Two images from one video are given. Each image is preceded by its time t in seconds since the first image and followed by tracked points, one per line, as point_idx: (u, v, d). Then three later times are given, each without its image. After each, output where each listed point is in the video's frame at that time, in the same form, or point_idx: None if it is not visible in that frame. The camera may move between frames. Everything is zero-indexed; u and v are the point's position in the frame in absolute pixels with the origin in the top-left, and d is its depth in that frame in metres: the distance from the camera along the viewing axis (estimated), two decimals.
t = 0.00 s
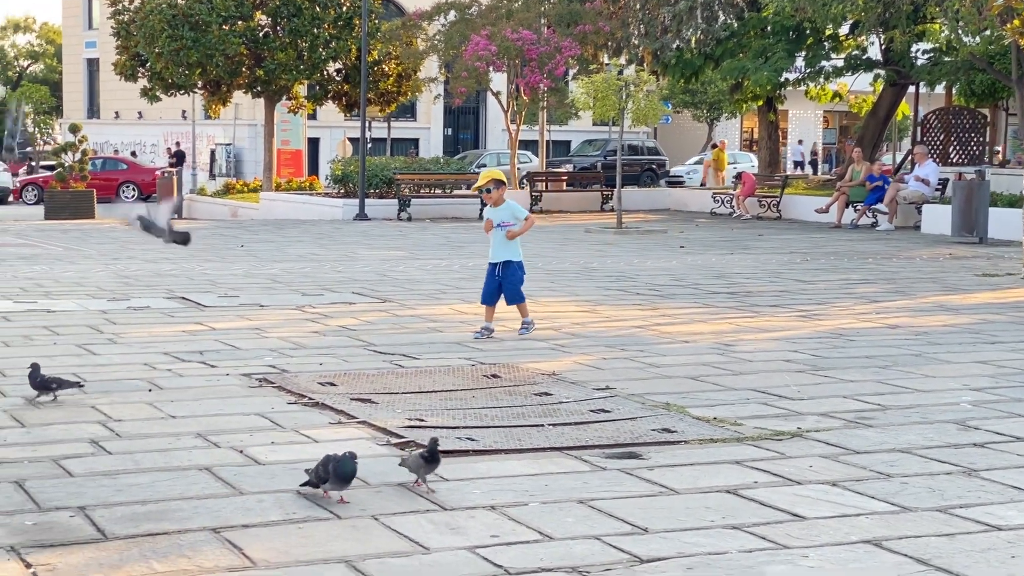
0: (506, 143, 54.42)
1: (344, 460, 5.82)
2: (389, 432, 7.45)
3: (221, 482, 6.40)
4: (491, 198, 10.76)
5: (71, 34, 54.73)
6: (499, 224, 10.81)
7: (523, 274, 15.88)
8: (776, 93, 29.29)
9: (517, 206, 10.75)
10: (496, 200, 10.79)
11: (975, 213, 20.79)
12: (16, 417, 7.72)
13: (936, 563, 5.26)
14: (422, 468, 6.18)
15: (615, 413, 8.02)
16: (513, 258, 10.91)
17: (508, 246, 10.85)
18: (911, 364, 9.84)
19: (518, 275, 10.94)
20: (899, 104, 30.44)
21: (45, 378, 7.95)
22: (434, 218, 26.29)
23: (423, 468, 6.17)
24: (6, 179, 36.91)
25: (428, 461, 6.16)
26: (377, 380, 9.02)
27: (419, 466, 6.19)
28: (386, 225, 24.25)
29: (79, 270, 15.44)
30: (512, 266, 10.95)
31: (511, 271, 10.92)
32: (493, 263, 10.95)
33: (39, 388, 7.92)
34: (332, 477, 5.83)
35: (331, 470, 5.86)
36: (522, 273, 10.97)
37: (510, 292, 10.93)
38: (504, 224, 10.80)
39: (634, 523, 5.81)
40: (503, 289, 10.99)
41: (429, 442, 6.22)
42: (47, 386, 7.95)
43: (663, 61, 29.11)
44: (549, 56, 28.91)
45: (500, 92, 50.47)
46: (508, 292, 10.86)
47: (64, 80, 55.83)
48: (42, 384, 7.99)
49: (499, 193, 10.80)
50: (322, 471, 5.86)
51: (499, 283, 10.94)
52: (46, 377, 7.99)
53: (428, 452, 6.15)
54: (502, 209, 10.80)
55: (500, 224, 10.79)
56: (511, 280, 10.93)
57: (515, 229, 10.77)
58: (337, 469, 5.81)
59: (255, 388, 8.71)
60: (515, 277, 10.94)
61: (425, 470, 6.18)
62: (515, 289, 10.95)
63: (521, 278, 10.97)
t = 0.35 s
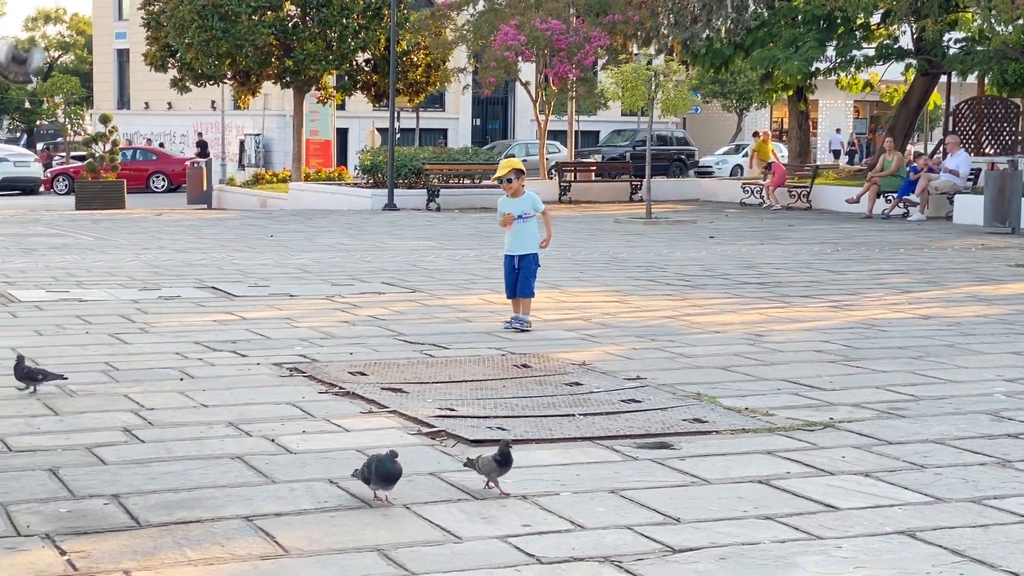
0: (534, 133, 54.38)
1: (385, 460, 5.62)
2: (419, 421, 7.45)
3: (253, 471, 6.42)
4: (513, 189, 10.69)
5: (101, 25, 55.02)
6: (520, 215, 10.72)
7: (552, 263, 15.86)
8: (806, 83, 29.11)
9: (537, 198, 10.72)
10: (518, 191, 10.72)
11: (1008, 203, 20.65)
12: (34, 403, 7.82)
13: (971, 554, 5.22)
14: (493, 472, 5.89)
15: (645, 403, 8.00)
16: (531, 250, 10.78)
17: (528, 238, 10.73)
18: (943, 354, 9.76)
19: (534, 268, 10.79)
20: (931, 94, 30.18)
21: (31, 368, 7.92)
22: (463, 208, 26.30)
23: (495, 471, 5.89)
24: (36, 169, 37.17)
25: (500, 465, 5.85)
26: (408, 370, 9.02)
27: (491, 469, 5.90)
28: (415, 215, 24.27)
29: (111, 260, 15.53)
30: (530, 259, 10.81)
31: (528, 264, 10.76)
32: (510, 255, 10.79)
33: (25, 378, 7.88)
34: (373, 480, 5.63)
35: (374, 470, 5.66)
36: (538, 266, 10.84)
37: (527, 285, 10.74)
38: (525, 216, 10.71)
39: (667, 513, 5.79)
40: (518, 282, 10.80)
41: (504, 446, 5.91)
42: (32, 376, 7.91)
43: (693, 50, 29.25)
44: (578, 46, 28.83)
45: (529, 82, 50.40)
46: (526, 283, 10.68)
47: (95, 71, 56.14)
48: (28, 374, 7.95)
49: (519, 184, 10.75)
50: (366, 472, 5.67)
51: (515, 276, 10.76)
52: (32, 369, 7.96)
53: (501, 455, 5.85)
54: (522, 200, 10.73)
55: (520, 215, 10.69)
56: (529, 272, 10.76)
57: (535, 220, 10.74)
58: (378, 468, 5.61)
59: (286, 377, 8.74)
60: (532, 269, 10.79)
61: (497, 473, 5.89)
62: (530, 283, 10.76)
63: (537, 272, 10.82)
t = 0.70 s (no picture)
0: (562, 122, 54.32)
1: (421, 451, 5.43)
2: (448, 410, 7.46)
3: (282, 459, 6.44)
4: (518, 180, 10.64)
5: (130, 14, 55.27)
6: (525, 206, 10.67)
7: (581, 252, 15.84)
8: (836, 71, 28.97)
9: (541, 190, 10.63)
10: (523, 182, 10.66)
11: None
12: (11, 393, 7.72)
13: (1002, 545, 5.19)
14: (558, 473, 5.68)
15: (674, 392, 7.98)
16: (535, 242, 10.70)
17: (532, 228, 10.67)
18: (974, 344, 9.70)
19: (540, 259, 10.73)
20: (962, 82, 29.90)
21: (19, 361, 7.84)
22: (490, 196, 26.31)
23: (559, 472, 5.67)
24: (64, 158, 37.41)
25: (563, 466, 5.63)
26: (436, 358, 9.04)
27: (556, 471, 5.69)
28: (442, 203, 24.28)
29: (140, 248, 15.61)
30: (535, 252, 10.73)
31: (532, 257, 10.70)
32: (514, 247, 10.75)
33: (14, 369, 7.81)
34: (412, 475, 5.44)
35: (410, 466, 5.48)
36: (545, 259, 10.76)
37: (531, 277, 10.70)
38: (528, 207, 10.66)
39: (696, 502, 5.77)
40: (524, 274, 10.78)
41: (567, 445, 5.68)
42: (23, 367, 7.84)
43: (721, 39, 28.81)
44: (606, 35, 28.85)
45: (557, 71, 50.28)
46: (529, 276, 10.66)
47: (123, 60, 56.41)
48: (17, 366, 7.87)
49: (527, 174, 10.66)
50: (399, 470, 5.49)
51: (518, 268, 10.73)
52: (21, 360, 7.89)
53: (564, 456, 5.62)
54: (527, 191, 10.67)
55: (523, 206, 10.65)
56: (533, 264, 10.71)
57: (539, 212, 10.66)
58: (415, 460, 5.43)
59: (315, 365, 8.76)
60: (538, 261, 10.73)
61: (564, 475, 5.67)
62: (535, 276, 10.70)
63: (544, 263, 10.75)
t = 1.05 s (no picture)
0: (588, 111, 54.19)
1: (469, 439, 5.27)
2: (473, 397, 7.47)
3: (307, 446, 6.46)
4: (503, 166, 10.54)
5: (156, 2, 55.42)
6: (507, 192, 10.60)
7: (606, 241, 15.82)
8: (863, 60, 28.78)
9: (523, 175, 10.54)
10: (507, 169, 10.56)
11: None
12: (1, 386, 7.64)
13: None
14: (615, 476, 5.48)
15: (700, 381, 7.97)
16: (516, 229, 10.64)
17: (512, 215, 10.62)
18: (1001, 333, 9.64)
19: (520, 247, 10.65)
20: (990, 71, 29.63)
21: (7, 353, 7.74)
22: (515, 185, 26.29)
23: (617, 476, 5.48)
24: (91, 147, 37.60)
25: (621, 468, 5.44)
26: (461, 346, 9.05)
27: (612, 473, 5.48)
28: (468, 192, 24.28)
29: (166, 237, 15.68)
30: (515, 239, 10.66)
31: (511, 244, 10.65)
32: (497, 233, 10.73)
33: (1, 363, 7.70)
34: (460, 468, 5.25)
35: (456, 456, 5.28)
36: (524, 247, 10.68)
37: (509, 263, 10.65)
38: (510, 193, 10.60)
39: (722, 490, 5.76)
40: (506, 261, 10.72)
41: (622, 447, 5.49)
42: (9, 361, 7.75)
43: (747, 26, 28.24)
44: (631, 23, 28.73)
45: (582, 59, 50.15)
46: (508, 262, 10.60)
47: (149, 48, 56.59)
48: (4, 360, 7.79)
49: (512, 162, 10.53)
50: (446, 465, 5.27)
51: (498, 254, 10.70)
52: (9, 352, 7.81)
53: (622, 458, 5.43)
54: (510, 177, 10.59)
55: (505, 192, 10.59)
56: (511, 251, 10.64)
57: (520, 199, 10.59)
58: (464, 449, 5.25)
59: (339, 353, 8.79)
60: (516, 248, 10.65)
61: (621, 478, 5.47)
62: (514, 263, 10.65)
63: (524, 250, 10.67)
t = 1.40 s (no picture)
0: (612, 101, 54.09)
1: (510, 447, 5.13)
2: (498, 387, 7.49)
3: (333, 435, 6.49)
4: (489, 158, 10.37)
5: None
6: (492, 183, 10.41)
7: (630, 230, 15.80)
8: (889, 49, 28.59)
9: (509, 167, 10.38)
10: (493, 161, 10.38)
11: None
12: (28, 374, 7.72)
13: None
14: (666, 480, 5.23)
15: (725, 371, 7.97)
16: (501, 221, 10.44)
17: (497, 207, 10.42)
18: None
19: (505, 239, 10.45)
20: (1017, 59, 29.40)
21: None
22: (540, 174, 26.28)
23: (667, 479, 5.22)
24: (117, 136, 37.81)
25: (671, 473, 5.19)
26: (486, 336, 9.07)
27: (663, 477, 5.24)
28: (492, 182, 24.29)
29: (192, 226, 15.75)
30: (499, 232, 10.46)
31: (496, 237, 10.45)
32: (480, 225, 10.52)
33: None
34: (497, 471, 5.15)
35: (496, 459, 5.16)
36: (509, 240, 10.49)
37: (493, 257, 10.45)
38: (495, 184, 10.40)
39: (747, 480, 5.76)
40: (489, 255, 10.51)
41: (676, 451, 5.24)
42: None
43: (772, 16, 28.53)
44: (657, 12, 28.63)
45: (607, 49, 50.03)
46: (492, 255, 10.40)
47: (175, 38, 56.82)
48: None
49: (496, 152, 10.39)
50: (485, 465, 5.19)
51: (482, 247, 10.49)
52: None
53: (674, 462, 5.18)
54: (496, 168, 10.43)
55: (489, 183, 10.39)
56: (496, 244, 10.44)
57: (505, 190, 10.39)
58: (501, 456, 5.12)
59: (365, 343, 8.82)
60: (502, 241, 10.44)
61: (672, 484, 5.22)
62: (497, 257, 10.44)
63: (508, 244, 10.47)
